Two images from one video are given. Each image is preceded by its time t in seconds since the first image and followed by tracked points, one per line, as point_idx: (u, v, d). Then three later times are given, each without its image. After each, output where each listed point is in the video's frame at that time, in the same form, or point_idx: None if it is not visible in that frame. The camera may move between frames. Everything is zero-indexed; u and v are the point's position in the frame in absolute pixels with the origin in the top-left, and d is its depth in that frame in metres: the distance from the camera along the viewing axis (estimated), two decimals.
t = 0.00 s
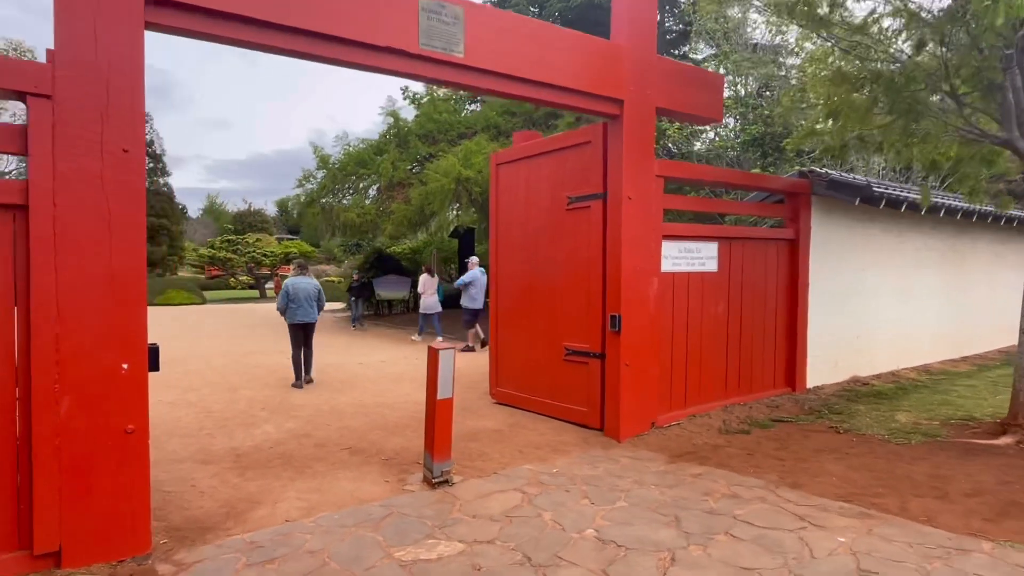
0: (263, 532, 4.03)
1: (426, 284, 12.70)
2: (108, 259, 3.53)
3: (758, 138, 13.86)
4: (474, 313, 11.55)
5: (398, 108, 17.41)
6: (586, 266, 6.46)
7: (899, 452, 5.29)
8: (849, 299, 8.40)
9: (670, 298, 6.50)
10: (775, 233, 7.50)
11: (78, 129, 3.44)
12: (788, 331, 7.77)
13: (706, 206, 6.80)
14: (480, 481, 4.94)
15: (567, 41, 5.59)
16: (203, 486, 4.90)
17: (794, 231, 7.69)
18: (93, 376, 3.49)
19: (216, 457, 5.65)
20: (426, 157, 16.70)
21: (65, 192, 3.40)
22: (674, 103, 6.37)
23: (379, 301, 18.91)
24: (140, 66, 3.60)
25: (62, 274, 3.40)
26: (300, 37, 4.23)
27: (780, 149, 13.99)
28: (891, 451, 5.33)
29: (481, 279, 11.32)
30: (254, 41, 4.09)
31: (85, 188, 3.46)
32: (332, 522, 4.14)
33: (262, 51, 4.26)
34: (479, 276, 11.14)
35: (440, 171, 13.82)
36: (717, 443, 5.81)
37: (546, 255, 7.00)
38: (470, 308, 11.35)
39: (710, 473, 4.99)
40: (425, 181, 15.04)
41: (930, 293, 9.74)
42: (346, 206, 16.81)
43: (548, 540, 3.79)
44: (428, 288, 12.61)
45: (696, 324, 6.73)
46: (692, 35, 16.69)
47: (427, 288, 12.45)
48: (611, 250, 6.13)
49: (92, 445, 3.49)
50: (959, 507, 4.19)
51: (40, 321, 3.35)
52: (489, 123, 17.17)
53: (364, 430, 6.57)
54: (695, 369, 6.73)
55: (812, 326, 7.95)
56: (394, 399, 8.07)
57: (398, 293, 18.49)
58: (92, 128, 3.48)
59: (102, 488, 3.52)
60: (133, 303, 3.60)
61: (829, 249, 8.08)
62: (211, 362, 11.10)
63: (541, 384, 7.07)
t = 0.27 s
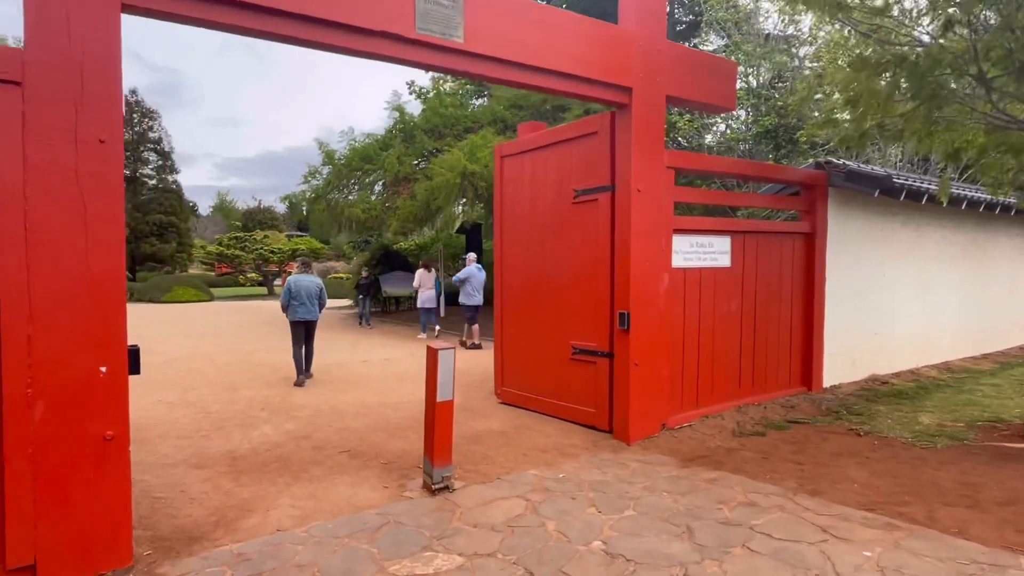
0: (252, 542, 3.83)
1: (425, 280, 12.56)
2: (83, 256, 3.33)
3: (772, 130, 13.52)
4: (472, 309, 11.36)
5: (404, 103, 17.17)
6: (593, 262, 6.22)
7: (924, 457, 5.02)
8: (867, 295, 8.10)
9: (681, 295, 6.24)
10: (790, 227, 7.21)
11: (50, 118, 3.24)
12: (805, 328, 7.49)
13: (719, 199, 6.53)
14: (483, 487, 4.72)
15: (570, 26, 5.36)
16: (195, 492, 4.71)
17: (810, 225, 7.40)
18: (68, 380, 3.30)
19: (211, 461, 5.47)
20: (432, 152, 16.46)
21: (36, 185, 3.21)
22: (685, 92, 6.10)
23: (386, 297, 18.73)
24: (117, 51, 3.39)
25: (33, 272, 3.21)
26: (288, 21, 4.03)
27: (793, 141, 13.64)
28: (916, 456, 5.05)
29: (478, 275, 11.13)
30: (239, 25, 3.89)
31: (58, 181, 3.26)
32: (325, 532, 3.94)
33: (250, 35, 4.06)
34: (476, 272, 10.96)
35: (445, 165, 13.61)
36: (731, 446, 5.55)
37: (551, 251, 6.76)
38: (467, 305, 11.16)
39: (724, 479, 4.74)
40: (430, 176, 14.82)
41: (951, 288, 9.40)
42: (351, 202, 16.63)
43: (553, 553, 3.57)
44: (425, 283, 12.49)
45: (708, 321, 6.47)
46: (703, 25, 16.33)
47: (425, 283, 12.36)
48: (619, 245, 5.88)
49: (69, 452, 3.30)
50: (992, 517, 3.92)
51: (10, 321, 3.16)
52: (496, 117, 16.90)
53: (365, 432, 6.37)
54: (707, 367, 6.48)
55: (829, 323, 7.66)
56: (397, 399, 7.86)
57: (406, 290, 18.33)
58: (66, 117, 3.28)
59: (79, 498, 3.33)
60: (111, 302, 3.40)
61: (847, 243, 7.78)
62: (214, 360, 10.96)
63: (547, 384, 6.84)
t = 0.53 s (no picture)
0: (241, 552, 3.62)
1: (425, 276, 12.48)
2: (58, 248, 3.13)
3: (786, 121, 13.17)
4: (473, 305, 11.24)
5: (410, 97, 16.94)
6: (603, 255, 5.96)
7: (955, 461, 4.73)
8: (889, 290, 7.78)
9: (695, 289, 5.96)
10: (809, 218, 6.91)
11: (20, 102, 3.03)
12: (824, 324, 7.19)
13: (735, 189, 6.24)
14: (487, 491, 4.49)
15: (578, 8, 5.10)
16: (186, 496, 4.52)
17: (830, 217, 7.09)
18: (42, 381, 3.10)
19: (206, 464, 5.28)
20: (439, 146, 16.21)
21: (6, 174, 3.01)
22: (699, 76, 5.82)
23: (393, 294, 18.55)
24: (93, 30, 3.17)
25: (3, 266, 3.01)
26: None
27: (809, 132, 13.28)
28: (945, 460, 4.76)
29: (479, 271, 11.01)
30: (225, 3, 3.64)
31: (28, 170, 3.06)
32: (319, 541, 3.72)
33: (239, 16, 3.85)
34: (474, 269, 10.86)
35: (452, 159, 13.39)
36: (749, 449, 5.29)
37: (560, 244, 6.51)
38: (467, 300, 11.02)
39: (741, 484, 4.48)
40: (437, 170, 14.60)
41: (975, 282, 9.05)
42: (357, 197, 16.45)
43: (560, 566, 3.33)
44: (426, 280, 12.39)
45: (723, 317, 6.19)
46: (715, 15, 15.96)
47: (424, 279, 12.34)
48: (629, 237, 5.61)
49: (44, 458, 3.10)
50: None
51: None
52: (504, 111, 16.63)
53: (367, 432, 6.16)
54: (722, 365, 6.21)
55: (850, 319, 7.35)
56: (401, 398, 7.65)
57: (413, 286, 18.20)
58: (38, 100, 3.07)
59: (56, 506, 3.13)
60: (89, 298, 3.20)
61: (868, 235, 7.47)
62: (217, 358, 10.80)
63: (556, 383, 6.60)
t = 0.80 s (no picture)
0: (226, 569, 3.42)
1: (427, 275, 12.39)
2: (29, 248, 2.94)
3: (801, 114, 12.83)
4: (475, 303, 11.14)
5: (417, 92, 16.72)
6: (612, 253, 5.71)
7: (987, 471, 4.45)
8: (911, 287, 7.47)
9: (708, 289, 5.70)
10: (828, 214, 6.61)
11: None
12: (843, 325, 6.89)
13: (750, 183, 5.97)
14: (489, 502, 4.27)
15: None
16: (176, 506, 4.33)
17: (849, 212, 6.80)
18: (11, 389, 2.90)
19: (199, 470, 5.09)
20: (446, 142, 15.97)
21: None
22: (712, 64, 5.56)
23: (400, 292, 18.36)
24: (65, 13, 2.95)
25: None
26: None
27: (824, 125, 12.93)
28: (976, 470, 4.48)
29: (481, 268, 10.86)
30: None
31: None
32: (310, 557, 3.52)
33: (225, 2, 3.66)
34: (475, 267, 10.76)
35: (458, 155, 13.17)
36: (766, 456, 5.03)
37: (567, 241, 6.27)
38: (469, 299, 10.94)
39: (758, 495, 4.23)
40: (444, 166, 14.39)
41: (999, 280, 8.71)
42: (364, 194, 16.28)
43: None
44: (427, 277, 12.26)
45: (738, 317, 5.93)
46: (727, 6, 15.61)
47: (426, 277, 12.28)
48: (639, 235, 5.36)
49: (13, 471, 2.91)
50: None
51: None
52: (512, 106, 16.36)
53: (367, 437, 5.95)
54: (736, 368, 5.94)
55: (870, 318, 7.05)
56: (404, 399, 7.44)
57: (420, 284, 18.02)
58: (6, 90, 2.86)
59: (25, 523, 2.93)
60: (62, 301, 3.00)
61: (888, 231, 7.16)
62: (221, 358, 10.65)
63: (563, 385, 6.36)
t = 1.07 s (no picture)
0: None
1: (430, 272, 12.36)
2: None
3: (816, 106, 12.49)
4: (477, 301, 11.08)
5: (425, 88, 16.51)
6: (618, 249, 5.47)
7: (1016, 480, 4.17)
8: (932, 284, 7.16)
9: (719, 286, 5.45)
10: (845, 207, 6.33)
11: None
12: (860, 324, 6.61)
13: (764, 176, 5.70)
14: (485, 510, 4.06)
15: None
16: (160, 512, 4.16)
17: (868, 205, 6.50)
18: None
19: (188, 473, 4.92)
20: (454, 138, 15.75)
21: None
22: (723, 50, 5.29)
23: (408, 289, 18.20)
24: None
25: None
26: None
27: (840, 117, 12.58)
28: (1004, 479, 4.21)
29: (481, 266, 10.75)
30: None
31: None
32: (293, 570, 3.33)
33: None
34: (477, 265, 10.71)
35: (465, 150, 12.98)
36: (779, 462, 4.77)
37: (571, 237, 6.03)
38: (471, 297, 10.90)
39: (771, 505, 3.98)
40: (451, 162, 14.21)
41: None
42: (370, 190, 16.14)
43: None
44: (429, 275, 12.15)
45: (750, 316, 5.67)
46: None
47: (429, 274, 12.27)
48: (645, 229, 5.12)
49: None
50: None
51: None
52: (520, 101, 16.09)
53: (364, 439, 5.76)
54: (748, 370, 5.69)
55: (889, 316, 6.75)
56: (405, 400, 7.25)
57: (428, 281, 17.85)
58: None
59: None
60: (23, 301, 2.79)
61: (909, 226, 6.85)
62: (224, 357, 10.52)
63: (568, 386, 6.14)
